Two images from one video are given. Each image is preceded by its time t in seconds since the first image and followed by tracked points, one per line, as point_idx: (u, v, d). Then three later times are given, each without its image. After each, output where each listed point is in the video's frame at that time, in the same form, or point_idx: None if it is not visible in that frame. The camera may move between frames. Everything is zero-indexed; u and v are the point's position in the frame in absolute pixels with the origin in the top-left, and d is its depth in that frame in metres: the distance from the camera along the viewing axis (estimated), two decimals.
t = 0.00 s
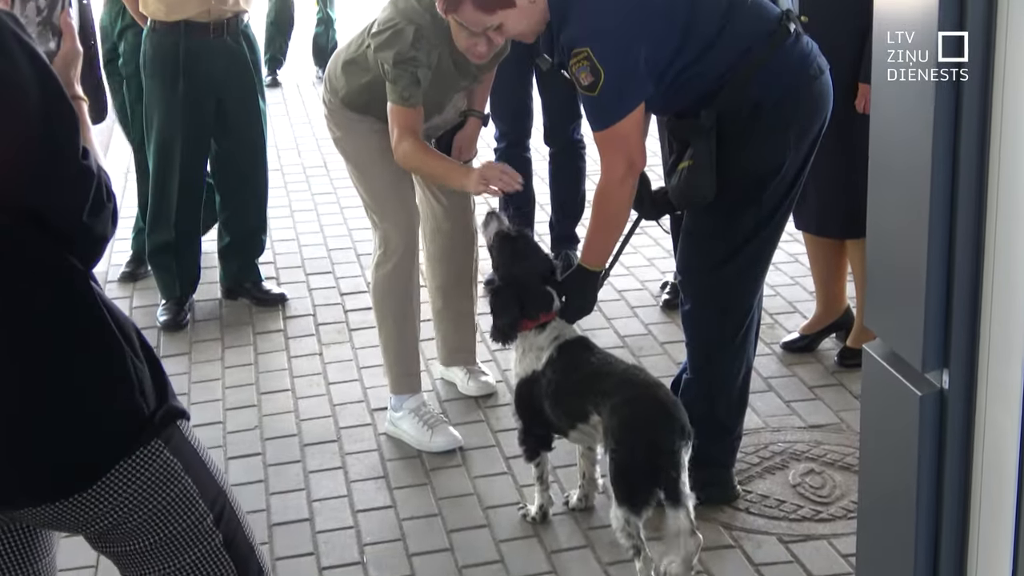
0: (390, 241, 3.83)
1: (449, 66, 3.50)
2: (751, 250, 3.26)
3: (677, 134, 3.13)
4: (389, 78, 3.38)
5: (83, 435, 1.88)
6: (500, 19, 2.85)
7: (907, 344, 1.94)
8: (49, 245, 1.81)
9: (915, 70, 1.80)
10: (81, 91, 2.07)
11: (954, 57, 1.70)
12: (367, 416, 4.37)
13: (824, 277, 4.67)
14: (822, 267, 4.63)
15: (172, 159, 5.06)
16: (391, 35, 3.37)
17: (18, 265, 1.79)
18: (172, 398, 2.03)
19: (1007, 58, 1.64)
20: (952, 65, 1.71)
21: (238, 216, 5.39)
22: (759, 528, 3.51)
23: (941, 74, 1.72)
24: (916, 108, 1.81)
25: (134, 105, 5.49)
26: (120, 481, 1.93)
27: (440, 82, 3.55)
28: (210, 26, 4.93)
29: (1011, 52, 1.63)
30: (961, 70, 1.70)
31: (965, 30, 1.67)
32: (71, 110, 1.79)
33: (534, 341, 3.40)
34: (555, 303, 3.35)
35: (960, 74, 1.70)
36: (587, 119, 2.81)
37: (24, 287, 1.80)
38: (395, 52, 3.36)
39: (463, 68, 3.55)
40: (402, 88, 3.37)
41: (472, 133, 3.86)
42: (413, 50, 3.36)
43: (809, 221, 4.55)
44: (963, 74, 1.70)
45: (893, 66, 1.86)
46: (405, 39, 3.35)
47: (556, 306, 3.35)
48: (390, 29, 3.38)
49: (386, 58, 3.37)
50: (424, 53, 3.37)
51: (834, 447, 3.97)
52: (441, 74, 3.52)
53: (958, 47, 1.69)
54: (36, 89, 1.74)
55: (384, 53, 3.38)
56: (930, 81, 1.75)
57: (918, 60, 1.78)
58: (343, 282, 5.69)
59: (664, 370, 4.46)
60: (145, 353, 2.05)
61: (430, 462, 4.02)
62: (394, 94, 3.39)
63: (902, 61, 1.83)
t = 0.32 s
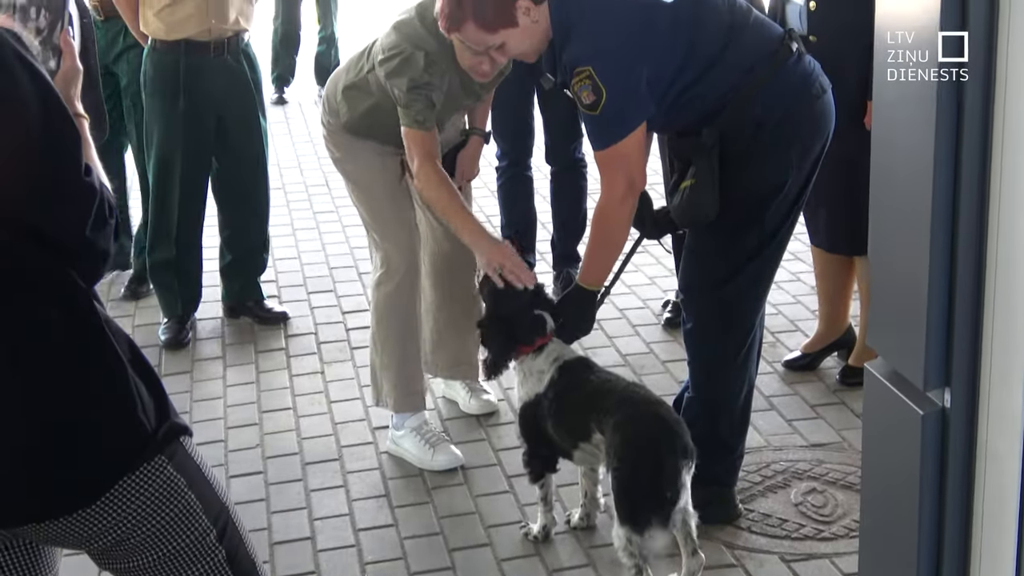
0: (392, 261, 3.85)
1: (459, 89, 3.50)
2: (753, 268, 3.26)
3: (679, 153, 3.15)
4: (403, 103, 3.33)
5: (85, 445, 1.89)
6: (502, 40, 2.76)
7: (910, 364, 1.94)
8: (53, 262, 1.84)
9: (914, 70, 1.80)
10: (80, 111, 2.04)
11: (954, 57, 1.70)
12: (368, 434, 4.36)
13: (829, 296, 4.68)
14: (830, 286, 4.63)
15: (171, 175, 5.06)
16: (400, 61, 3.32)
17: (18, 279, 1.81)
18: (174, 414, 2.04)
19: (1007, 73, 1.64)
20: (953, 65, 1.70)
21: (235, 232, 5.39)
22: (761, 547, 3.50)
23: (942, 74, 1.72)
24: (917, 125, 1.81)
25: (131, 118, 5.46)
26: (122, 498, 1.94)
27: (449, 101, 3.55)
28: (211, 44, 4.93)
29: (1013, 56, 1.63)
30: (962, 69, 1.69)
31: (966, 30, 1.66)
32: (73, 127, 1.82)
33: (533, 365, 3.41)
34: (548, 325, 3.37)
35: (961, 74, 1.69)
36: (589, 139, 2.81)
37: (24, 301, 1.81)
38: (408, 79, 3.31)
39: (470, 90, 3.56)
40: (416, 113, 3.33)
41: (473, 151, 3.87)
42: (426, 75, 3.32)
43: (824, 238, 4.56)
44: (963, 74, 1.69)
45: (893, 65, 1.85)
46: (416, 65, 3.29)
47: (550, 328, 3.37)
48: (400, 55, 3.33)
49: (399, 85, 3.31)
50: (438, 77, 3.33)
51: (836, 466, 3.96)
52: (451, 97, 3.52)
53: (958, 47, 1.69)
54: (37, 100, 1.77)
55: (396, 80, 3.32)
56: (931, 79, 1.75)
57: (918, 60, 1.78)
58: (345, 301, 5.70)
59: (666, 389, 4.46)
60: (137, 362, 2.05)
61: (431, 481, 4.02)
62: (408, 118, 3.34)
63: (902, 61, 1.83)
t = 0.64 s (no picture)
0: (393, 282, 3.86)
1: (462, 121, 3.51)
2: (755, 286, 3.26)
3: (681, 172, 3.16)
4: (402, 136, 3.39)
5: (84, 451, 1.93)
6: (502, 60, 2.82)
7: (911, 381, 1.94)
8: (52, 279, 1.87)
9: (915, 70, 1.80)
10: (77, 127, 2.05)
11: (954, 57, 1.69)
12: (370, 452, 4.36)
13: (835, 315, 4.65)
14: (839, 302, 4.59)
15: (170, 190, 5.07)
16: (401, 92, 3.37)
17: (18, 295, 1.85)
18: (175, 431, 2.08)
19: (1008, 83, 1.65)
20: (953, 65, 1.70)
21: (239, 249, 5.38)
22: (763, 565, 3.50)
23: (943, 74, 1.71)
24: (918, 131, 1.81)
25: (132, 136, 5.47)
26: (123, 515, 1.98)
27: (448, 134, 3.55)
28: (208, 62, 4.94)
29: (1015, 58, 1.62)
30: (962, 69, 1.69)
31: (966, 30, 1.66)
32: (75, 148, 1.84)
33: (538, 383, 3.41)
34: (556, 343, 3.33)
35: (961, 74, 1.69)
36: (590, 158, 2.81)
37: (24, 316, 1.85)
38: (409, 112, 3.35)
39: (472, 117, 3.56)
40: (415, 145, 3.40)
41: (462, 174, 3.88)
42: (427, 108, 3.35)
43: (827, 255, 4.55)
44: (963, 74, 1.69)
45: (893, 65, 1.85)
46: (418, 99, 3.32)
47: (557, 346, 3.34)
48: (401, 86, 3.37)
49: (399, 118, 3.36)
50: (439, 109, 3.37)
51: (838, 484, 3.96)
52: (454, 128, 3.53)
53: (958, 47, 1.68)
54: (39, 123, 1.79)
55: (396, 112, 3.37)
56: (932, 79, 1.75)
57: (918, 61, 1.78)
58: (347, 319, 5.70)
59: (668, 407, 4.45)
60: (136, 378, 2.09)
61: (433, 499, 4.01)
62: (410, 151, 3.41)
63: (902, 60, 1.82)
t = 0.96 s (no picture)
0: (399, 307, 3.84)
1: (459, 142, 3.51)
2: (757, 308, 3.26)
3: (682, 193, 3.15)
4: (402, 159, 3.37)
5: (85, 472, 1.93)
6: (504, 81, 2.82)
7: (913, 402, 1.99)
8: (52, 297, 1.87)
9: (915, 71, 1.85)
10: (79, 148, 2.06)
11: (955, 57, 1.74)
12: (371, 473, 4.36)
13: (835, 336, 4.65)
14: (840, 319, 4.58)
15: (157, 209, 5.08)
16: (401, 116, 3.34)
17: (23, 311, 1.85)
18: (177, 452, 2.09)
19: (1009, 96, 1.70)
20: (954, 65, 1.74)
21: (235, 272, 5.36)
22: None
23: (943, 74, 1.76)
24: (921, 138, 1.86)
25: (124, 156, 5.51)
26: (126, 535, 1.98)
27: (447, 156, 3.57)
28: (191, 85, 4.92)
29: (1016, 61, 1.67)
30: (962, 69, 1.73)
31: (965, 30, 1.70)
32: (77, 168, 1.84)
33: (542, 400, 3.42)
34: (563, 358, 3.39)
35: (961, 74, 1.74)
36: (593, 178, 2.82)
37: (23, 333, 1.86)
38: (408, 136, 3.34)
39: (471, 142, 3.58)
40: (416, 170, 3.37)
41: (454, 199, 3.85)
42: (426, 131, 3.34)
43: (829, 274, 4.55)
44: (963, 73, 1.74)
45: (894, 67, 1.91)
46: (417, 121, 3.32)
47: (564, 361, 3.39)
48: (400, 109, 3.35)
49: (399, 140, 3.35)
50: (437, 132, 3.36)
51: (840, 505, 3.96)
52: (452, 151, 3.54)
53: (959, 47, 1.73)
54: (43, 145, 1.80)
55: (396, 135, 3.36)
56: (933, 79, 1.80)
57: (919, 62, 1.83)
58: (348, 340, 5.71)
59: (670, 428, 4.45)
60: (138, 400, 2.09)
61: (435, 521, 4.01)
62: (411, 177, 3.38)
63: (904, 62, 1.88)
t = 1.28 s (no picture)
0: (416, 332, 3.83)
1: (460, 178, 3.72)
2: (760, 322, 3.26)
3: (686, 208, 3.15)
4: (405, 198, 3.55)
5: (86, 489, 1.93)
6: (507, 92, 2.87)
7: (913, 417, 2.06)
8: (53, 313, 1.87)
9: (915, 70, 1.91)
10: (81, 165, 2.07)
11: (956, 57, 1.80)
12: (372, 489, 4.36)
13: (836, 351, 4.64)
14: (840, 334, 4.57)
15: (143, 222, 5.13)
16: (401, 153, 3.55)
17: (24, 333, 1.84)
18: (180, 466, 2.10)
19: (1010, 108, 1.78)
20: (954, 65, 1.81)
21: (230, 292, 5.35)
22: None
23: (944, 74, 1.82)
24: (921, 143, 1.92)
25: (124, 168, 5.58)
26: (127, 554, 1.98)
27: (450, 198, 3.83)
28: (166, 101, 4.92)
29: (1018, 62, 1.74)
30: (962, 69, 1.80)
31: (966, 30, 1.78)
32: (80, 185, 1.85)
33: (545, 414, 3.42)
34: (563, 373, 3.38)
35: (961, 73, 1.80)
36: (596, 193, 2.83)
37: (26, 349, 1.85)
38: (408, 172, 3.53)
39: (475, 180, 3.82)
40: (418, 208, 3.55)
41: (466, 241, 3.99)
42: (426, 167, 3.54)
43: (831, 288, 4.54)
44: (963, 74, 1.80)
45: (893, 66, 1.97)
46: (415, 156, 3.52)
47: (563, 375, 3.38)
48: (401, 147, 3.56)
49: (400, 178, 3.54)
50: (436, 168, 3.55)
51: (841, 520, 3.95)
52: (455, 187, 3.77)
53: (960, 48, 1.79)
54: (48, 164, 1.81)
55: (397, 173, 3.55)
56: (933, 78, 1.86)
57: (918, 61, 1.90)
58: (350, 355, 5.71)
59: (672, 443, 4.45)
60: (141, 416, 2.10)
61: (436, 537, 4.00)
62: (414, 214, 3.56)
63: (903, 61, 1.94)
